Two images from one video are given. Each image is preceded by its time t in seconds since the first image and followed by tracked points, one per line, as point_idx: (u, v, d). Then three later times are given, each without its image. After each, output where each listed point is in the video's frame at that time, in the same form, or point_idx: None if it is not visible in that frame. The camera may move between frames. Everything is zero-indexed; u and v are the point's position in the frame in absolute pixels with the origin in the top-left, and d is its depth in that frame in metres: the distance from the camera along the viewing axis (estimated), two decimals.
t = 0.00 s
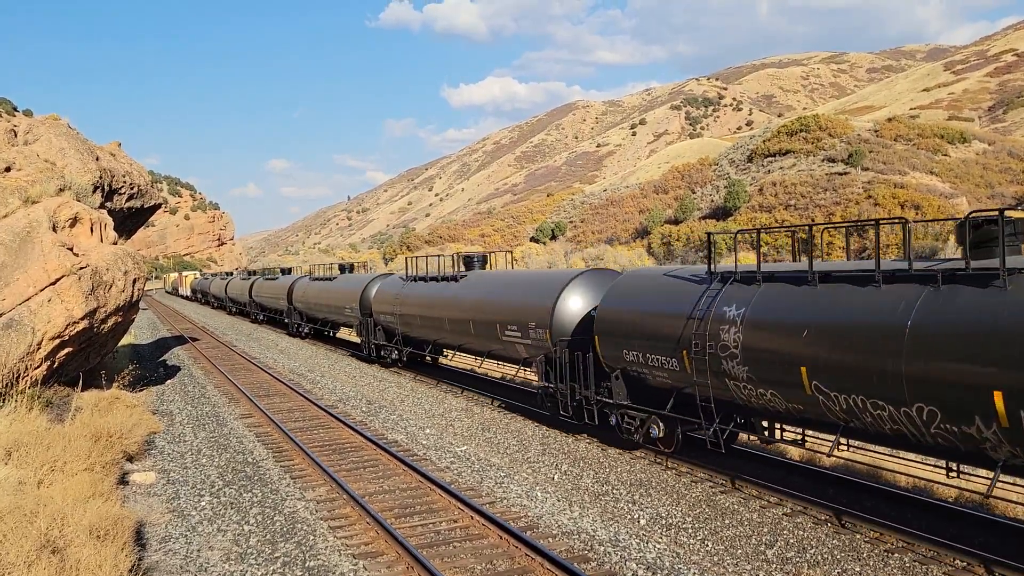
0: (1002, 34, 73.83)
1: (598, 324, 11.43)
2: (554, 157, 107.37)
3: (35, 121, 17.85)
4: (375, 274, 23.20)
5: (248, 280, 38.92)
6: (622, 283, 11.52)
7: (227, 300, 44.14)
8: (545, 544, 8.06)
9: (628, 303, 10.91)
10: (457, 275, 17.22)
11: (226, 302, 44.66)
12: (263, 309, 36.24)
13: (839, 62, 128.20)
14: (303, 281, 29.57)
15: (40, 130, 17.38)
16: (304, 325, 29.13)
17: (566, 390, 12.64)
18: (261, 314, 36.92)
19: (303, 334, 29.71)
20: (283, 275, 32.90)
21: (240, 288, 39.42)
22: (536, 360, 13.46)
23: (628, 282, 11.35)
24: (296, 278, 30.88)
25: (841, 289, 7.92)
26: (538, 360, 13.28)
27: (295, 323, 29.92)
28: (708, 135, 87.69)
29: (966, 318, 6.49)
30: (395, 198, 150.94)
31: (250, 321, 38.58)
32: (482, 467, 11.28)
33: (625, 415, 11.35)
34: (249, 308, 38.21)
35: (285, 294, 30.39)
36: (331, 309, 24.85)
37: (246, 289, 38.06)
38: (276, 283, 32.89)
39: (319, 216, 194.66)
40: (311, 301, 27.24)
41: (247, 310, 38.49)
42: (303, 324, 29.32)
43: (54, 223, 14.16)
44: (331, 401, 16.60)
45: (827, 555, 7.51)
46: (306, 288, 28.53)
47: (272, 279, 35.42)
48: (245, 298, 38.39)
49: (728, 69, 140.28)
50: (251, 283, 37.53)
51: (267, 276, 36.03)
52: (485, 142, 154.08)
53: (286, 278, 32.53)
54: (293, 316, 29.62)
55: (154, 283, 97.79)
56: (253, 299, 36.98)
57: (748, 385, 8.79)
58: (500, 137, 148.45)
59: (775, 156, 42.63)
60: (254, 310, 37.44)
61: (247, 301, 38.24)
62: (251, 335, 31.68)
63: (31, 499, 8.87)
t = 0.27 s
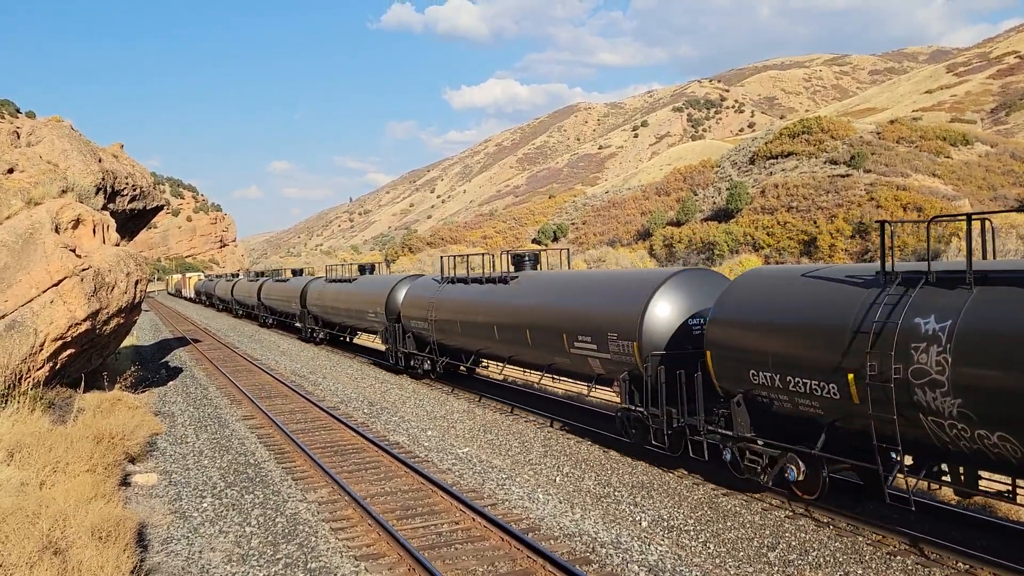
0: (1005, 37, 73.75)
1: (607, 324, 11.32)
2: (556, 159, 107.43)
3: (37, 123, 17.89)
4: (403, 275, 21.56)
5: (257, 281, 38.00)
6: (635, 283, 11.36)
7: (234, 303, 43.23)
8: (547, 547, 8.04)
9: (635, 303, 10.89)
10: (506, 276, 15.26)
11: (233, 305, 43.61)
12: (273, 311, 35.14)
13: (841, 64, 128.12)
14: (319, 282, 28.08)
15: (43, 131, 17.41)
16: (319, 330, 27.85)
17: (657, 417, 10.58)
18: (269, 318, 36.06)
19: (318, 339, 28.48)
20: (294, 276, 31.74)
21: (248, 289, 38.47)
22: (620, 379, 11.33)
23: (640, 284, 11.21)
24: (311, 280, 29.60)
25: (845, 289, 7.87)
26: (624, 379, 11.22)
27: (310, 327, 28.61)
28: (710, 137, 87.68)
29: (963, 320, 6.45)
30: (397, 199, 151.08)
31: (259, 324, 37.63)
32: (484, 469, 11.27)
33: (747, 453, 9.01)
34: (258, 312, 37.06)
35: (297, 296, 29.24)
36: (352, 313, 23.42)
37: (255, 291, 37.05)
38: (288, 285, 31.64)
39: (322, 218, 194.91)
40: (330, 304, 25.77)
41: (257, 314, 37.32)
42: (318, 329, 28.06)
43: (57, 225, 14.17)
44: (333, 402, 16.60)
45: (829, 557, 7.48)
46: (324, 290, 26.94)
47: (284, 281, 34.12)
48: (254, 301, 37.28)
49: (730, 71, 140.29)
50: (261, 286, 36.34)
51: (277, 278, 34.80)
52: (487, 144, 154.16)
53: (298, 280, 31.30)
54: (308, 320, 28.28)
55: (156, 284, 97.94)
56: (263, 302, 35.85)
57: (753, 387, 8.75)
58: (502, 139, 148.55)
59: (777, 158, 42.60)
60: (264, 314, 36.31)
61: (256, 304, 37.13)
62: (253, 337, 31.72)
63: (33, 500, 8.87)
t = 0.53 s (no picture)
0: (1006, 38, 73.74)
1: (614, 327, 11.29)
2: (557, 160, 107.45)
3: (39, 124, 17.91)
4: (435, 276, 19.81)
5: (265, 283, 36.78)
6: (643, 286, 11.32)
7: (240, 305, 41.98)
8: (548, 548, 8.03)
9: (644, 304, 10.90)
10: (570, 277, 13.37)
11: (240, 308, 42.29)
12: (283, 314, 33.75)
13: (842, 66, 128.12)
14: (335, 283, 26.44)
15: (44, 132, 17.43)
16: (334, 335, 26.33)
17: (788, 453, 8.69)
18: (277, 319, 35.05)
19: (333, 345, 26.91)
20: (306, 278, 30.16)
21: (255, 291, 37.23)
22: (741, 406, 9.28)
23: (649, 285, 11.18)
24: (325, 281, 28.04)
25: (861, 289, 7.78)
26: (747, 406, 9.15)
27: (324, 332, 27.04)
28: (711, 138, 87.71)
29: (969, 322, 6.38)
30: (398, 200, 151.16)
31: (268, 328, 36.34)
32: (485, 470, 11.27)
33: (945, 510, 6.62)
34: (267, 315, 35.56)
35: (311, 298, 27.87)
36: (374, 317, 21.79)
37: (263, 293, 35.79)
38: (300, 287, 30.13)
39: (323, 219, 195.04)
40: (348, 307, 24.13)
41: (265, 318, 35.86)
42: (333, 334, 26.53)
43: (58, 225, 14.18)
44: (334, 403, 16.60)
45: (830, 559, 7.46)
46: (341, 292, 25.23)
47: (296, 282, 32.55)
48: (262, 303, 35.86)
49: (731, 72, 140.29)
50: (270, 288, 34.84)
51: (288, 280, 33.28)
52: (488, 145, 154.21)
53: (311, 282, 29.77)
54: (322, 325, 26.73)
55: (157, 285, 97.97)
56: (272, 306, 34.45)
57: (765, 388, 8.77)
58: (503, 140, 148.63)
59: (778, 159, 42.59)
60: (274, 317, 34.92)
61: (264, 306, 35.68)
62: (254, 338, 31.74)
63: (34, 501, 8.87)
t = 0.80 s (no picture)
0: (1008, 39, 73.76)
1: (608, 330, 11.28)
2: (558, 162, 107.45)
3: (41, 125, 17.94)
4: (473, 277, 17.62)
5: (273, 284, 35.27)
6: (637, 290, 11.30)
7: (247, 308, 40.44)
8: (549, 549, 8.02)
9: (638, 306, 10.91)
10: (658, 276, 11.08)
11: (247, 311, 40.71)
12: (293, 318, 32.00)
13: (844, 67, 128.08)
14: (354, 284, 24.37)
15: (46, 134, 17.45)
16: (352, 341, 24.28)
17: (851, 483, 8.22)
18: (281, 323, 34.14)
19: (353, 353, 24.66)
20: (319, 279, 28.07)
21: (262, 292, 35.76)
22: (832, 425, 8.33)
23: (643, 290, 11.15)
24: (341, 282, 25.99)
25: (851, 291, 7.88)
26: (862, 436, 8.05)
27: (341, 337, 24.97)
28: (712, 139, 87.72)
29: (968, 325, 6.50)
30: (399, 202, 151.17)
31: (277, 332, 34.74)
32: (486, 472, 11.26)
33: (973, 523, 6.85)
34: (276, 318, 33.69)
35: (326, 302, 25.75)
36: (399, 322, 19.72)
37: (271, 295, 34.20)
38: (314, 288, 28.11)
39: (325, 220, 195.13)
40: (368, 311, 22.01)
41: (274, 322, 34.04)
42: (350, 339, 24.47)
43: (60, 227, 14.20)
44: (335, 405, 16.61)
45: (831, 561, 7.45)
46: (360, 294, 23.10)
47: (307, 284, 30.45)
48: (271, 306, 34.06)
49: (733, 74, 140.30)
50: (280, 289, 32.84)
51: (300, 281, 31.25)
52: (490, 146, 154.24)
53: (325, 283, 27.77)
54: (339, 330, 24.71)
55: (159, 286, 98.06)
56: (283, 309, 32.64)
57: (759, 389, 8.80)
58: (505, 142, 148.69)
59: (780, 161, 42.58)
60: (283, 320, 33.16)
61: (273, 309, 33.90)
62: (256, 339, 31.72)
63: (35, 502, 8.87)
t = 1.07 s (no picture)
0: (1010, 41, 73.67)
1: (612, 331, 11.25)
2: (560, 163, 107.44)
3: (43, 126, 17.95)
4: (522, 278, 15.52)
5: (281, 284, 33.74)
6: (641, 292, 11.29)
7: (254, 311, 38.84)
8: (550, 550, 8.00)
9: (638, 308, 10.97)
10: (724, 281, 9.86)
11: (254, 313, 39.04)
12: (306, 321, 30.15)
13: (846, 69, 127.98)
14: (376, 284, 22.36)
15: (48, 134, 17.46)
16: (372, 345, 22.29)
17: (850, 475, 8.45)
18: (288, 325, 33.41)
19: (374, 359, 22.80)
20: (334, 279, 26.21)
21: (270, 293, 34.15)
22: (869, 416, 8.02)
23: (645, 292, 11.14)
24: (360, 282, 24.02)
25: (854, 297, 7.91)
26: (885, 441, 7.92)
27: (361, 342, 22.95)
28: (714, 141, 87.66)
29: (972, 326, 6.55)
30: (401, 203, 151.23)
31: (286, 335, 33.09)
32: (487, 472, 11.26)
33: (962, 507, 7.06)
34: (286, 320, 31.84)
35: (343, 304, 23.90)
36: (429, 328, 17.75)
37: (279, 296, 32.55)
38: (328, 288, 26.12)
39: (326, 221, 195.35)
40: (393, 314, 19.99)
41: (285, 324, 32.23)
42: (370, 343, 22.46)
43: (61, 227, 14.20)
44: (336, 405, 16.60)
45: (833, 563, 7.43)
46: (384, 296, 21.05)
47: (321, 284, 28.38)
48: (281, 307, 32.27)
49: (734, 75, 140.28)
50: (291, 290, 30.87)
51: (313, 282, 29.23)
52: (492, 147, 154.27)
53: (341, 282, 25.79)
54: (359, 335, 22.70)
55: (160, 287, 98.10)
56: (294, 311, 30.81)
57: (757, 390, 8.84)
58: (506, 143, 148.72)
59: (781, 162, 42.56)
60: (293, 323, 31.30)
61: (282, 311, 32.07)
62: (257, 339, 31.74)
63: (37, 502, 8.87)
